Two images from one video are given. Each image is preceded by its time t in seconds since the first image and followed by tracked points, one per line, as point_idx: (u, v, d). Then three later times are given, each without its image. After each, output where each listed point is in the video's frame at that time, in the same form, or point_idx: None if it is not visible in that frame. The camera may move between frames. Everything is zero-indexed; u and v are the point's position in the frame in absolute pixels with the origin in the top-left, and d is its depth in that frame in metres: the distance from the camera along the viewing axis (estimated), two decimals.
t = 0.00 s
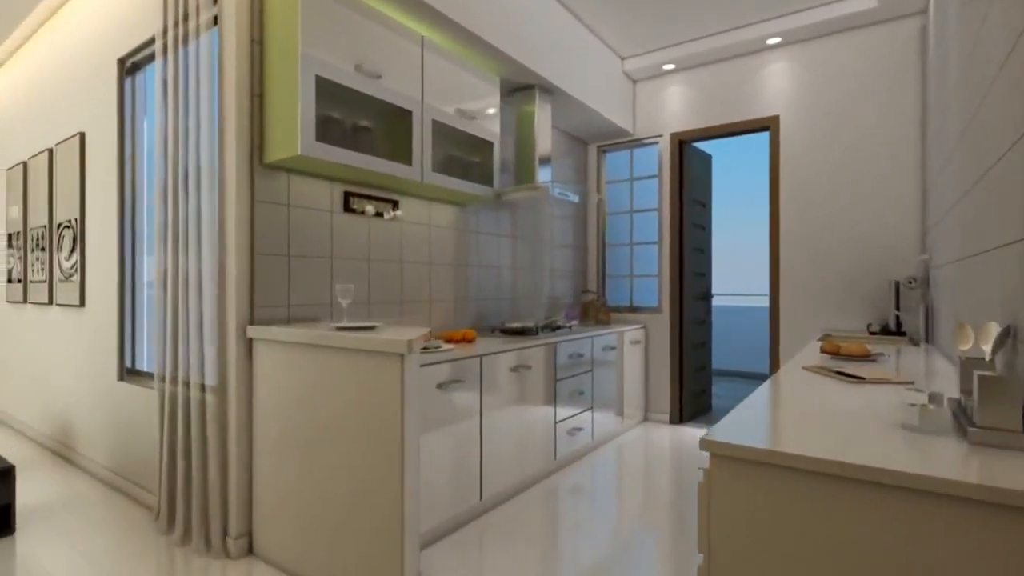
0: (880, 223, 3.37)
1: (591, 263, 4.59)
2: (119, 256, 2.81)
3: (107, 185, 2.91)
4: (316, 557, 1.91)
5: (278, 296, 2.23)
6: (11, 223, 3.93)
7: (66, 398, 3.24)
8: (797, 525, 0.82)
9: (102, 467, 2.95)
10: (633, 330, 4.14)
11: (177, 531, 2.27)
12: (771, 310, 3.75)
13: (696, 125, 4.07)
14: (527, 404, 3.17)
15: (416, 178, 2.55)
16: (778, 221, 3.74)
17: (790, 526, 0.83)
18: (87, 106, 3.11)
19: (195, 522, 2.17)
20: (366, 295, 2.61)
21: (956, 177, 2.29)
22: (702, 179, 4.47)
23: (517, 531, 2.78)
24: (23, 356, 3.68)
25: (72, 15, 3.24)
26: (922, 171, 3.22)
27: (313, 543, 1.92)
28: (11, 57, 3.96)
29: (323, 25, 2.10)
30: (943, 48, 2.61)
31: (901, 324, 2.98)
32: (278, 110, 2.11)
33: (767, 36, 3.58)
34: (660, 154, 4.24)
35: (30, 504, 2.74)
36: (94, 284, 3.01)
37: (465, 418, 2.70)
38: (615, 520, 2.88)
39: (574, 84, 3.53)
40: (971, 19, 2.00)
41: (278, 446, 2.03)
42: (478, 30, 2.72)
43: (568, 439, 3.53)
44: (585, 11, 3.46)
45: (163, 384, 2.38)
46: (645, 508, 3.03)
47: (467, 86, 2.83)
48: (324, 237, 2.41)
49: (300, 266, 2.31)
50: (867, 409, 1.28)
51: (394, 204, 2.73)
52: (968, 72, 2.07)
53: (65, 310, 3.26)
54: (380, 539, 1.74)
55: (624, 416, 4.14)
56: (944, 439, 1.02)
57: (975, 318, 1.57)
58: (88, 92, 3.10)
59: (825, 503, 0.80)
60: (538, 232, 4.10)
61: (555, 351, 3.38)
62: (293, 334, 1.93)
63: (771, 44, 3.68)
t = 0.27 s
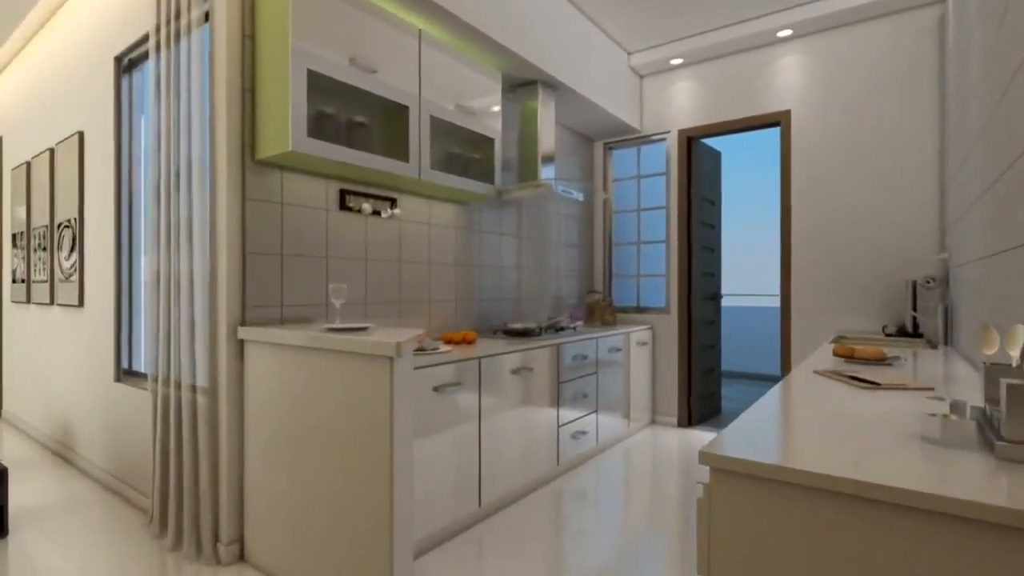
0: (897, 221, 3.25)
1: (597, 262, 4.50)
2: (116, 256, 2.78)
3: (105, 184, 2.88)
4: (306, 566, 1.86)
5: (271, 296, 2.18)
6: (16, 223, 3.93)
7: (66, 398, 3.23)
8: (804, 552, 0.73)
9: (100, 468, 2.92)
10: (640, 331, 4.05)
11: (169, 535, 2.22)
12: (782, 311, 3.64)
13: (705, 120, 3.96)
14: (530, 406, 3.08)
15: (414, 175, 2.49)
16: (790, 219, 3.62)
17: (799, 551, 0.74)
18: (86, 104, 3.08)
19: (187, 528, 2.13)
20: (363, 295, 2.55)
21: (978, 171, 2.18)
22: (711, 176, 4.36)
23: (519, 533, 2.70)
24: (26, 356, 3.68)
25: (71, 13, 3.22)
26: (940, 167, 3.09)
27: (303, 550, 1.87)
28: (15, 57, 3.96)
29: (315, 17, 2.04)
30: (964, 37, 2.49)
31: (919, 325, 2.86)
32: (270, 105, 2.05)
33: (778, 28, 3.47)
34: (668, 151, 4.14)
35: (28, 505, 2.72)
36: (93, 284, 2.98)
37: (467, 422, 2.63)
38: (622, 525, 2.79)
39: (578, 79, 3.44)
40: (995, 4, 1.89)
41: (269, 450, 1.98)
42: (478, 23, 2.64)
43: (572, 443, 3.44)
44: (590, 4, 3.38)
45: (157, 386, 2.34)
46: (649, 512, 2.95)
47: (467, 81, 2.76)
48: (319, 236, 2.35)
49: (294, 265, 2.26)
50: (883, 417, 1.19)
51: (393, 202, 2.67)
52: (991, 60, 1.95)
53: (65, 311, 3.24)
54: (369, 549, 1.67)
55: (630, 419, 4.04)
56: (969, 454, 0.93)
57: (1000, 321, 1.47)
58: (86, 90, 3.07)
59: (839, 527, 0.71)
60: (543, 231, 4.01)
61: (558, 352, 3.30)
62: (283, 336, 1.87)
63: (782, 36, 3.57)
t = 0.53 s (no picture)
0: (918, 218, 3.10)
1: (605, 262, 4.39)
2: (113, 256, 2.74)
3: (103, 183, 2.85)
4: None
5: (262, 296, 2.12)
6: (22, 224, 3.94)
7: (68, 399, 3.21)
8: None
9: (99, 469, 2.89)
10: (648, 332, 3.94)
11: (160, 541, 2.17)
12: (796, 312, 3.51)
13: (716, 115, 3.84)
14: (534, 409, 2.99)
15: (410, 171, 2.41)
16: (804, 216, 3.49)
17: None
18: (85, 103, 3.06)
19: (176, 533, 2.07)
20: (360, 295, 2.49)
21: (1006, 164, 2.05)
22: (723, 172, 4.23)
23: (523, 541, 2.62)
24: (31, 356, 3.68)
25: (72, 12, 3.20)
26: (964, 161, 2.95)
27: (291, 560, 1.80)
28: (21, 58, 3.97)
29: (305, 9, 1.97)
30: (990, 22, 2.35)
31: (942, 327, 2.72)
32: (259, 99, 1.99)
33: (792, 18, 3.34)
34: (677, 147, 4.03)
35: (26, 506, 2.70)
36: (92, 284, 2.96)
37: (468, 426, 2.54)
38: (632, 533, 2.68)
39: (584, 73, 3.35)
40: None
41: (258, 455, 1.91)
42: (478, 15, 2.56)
43: (576, 448, 3.33)
44: None
45: (149, 388, 2.29)
46: (656, 518, 2.84)
47: (467, 75, 2.68)
48: (313, 235, 2.29)
49: (286, 265, 2.20)
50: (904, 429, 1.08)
51: (391, 200, 2.60)
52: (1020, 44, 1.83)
53: (67, 311, 3.23)
54: (357, 561, 1.60)
55: (638, 422, 3.93)
56: (1000, 474, 0.82)
57: None
58: (86, 89, 3.05)
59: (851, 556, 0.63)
60: (549, 230, 3.92)
61: (562, 353, 3.20)
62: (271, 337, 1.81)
63: (796, 27, 3.43)
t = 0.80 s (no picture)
0: (941, 214, 2.95)
1: (614, 261, 4.29)
2: (111, 255, 2.71)
3: (102, 182, 2.83)
4: None
5: (254, 296, 2.06)
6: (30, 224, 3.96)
7: (70, 399, 3.20)
8: None
9: (99, 471, 2.87)
10: (658, 333, 3.83)
11: (151, 547, 2.13)
12: (812, 313, 3.38)
13: (728, 110, 3.72)
14: (538, 413, 2.89)
15: (407, 168, 2.34)
16: (821, 213, 3.35)
17: None
18: (86, 102, 3.04)
19: (167, 539, 2.03)
20: (357, 295, 2.42)
21: None
22: (736, 168, 4.10)
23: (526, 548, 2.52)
24: (38, 355, 3.69)
25: (73, 11, 3.19)
26: (992, 154, 2.79)
27: (278, 570, 1.74)
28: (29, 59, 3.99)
29: None
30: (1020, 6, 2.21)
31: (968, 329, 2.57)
32: (248, 94, 1.93)
33: (808, 7, 3.21)
34: (688, 143, 3.91)
35: (26, 507, 2.69)
36: (92, 284, 2.94)
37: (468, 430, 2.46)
38: (640, 540, 2.58)
39: (590, 67, 3.25)
40: None
41: (246, 461, 1.86)
42: (477, 7, 2.49)
43: (582, 453, 3.23)
44: None
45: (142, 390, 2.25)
46: (663, 525, 2.74)
47: (467, 69, 2.61)
48: (307, 233, 2.23)
49: (278, 264, 2.14)
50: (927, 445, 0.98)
51: (389, 198, 2.53)
52: None
53: (69, 311, 3.22)
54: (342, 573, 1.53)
55: (647, 426, 3.82)
56: None
57: None
58: (86, 88, 3.03)
59: None
60: (556, 228, 3.83)
61: (567, 355, 3.09)
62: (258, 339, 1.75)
63: (812, 16, 3.29)
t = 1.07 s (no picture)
0: (965, 211, 2.82)
1: (622, 261, 4.19)
2: (110, 254, 2.69)
3: (102, 181, 2.81)
4: None
5: (246, 297, 2.01)
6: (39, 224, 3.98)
7: (74, 399, 3.20)
8: None
9: (99, 472, 2.85)
10: (667, 334, 3.74)
11: (144, 551, 2.09)
12: (827, 314, 3.26)
13: (740, 104, 3.60)
14: (542, 416, 2.81)
15: (405, 165, 2.28)
16: (836, 211, 3.23)
17: None
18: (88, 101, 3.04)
19: (158, 544, 1.99)
20: (354, 296, 2.37)
21: None
22: (748, 165, 3.98)
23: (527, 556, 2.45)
24: (45, 354, 3.70)
25: (77, 11, 3.19)
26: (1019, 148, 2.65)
27: None
28: (38, 60, 4.02)
29: None
30: None
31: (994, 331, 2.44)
32: (239, 89, 1.88)
33: None
34: (698, 139, 3.80)
35: (27, 508, 2.68)
36: (93, 283, 2.92)
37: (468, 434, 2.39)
38: (649, 548, 2.48)
39: (596, 61, 3.17)
40: None
41: (235, 465, 1.81)
42: None
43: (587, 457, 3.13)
44: None
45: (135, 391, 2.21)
46: (670, 532, 2.65)
47: (468, 63, 2.54)
48: (301, 232, 2.18)
49: (272, 264, 2.09)
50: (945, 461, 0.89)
51: (386, 196, 2.48)
52: None
53: (72, 310, 3.21)
54: None
55: (656, 430, 3.72)
56: None
57: None
58: (88, 87, 3.02)
59: None
60: (563, 227, 3.74)
61: (571, 357, 3.01)
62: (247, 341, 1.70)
63: (827, 6, 3.17)
